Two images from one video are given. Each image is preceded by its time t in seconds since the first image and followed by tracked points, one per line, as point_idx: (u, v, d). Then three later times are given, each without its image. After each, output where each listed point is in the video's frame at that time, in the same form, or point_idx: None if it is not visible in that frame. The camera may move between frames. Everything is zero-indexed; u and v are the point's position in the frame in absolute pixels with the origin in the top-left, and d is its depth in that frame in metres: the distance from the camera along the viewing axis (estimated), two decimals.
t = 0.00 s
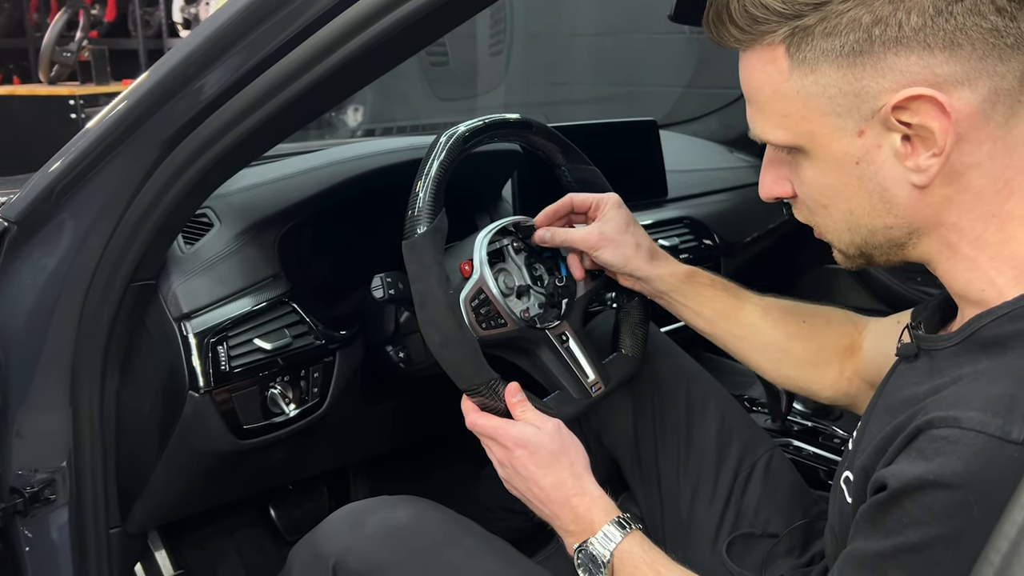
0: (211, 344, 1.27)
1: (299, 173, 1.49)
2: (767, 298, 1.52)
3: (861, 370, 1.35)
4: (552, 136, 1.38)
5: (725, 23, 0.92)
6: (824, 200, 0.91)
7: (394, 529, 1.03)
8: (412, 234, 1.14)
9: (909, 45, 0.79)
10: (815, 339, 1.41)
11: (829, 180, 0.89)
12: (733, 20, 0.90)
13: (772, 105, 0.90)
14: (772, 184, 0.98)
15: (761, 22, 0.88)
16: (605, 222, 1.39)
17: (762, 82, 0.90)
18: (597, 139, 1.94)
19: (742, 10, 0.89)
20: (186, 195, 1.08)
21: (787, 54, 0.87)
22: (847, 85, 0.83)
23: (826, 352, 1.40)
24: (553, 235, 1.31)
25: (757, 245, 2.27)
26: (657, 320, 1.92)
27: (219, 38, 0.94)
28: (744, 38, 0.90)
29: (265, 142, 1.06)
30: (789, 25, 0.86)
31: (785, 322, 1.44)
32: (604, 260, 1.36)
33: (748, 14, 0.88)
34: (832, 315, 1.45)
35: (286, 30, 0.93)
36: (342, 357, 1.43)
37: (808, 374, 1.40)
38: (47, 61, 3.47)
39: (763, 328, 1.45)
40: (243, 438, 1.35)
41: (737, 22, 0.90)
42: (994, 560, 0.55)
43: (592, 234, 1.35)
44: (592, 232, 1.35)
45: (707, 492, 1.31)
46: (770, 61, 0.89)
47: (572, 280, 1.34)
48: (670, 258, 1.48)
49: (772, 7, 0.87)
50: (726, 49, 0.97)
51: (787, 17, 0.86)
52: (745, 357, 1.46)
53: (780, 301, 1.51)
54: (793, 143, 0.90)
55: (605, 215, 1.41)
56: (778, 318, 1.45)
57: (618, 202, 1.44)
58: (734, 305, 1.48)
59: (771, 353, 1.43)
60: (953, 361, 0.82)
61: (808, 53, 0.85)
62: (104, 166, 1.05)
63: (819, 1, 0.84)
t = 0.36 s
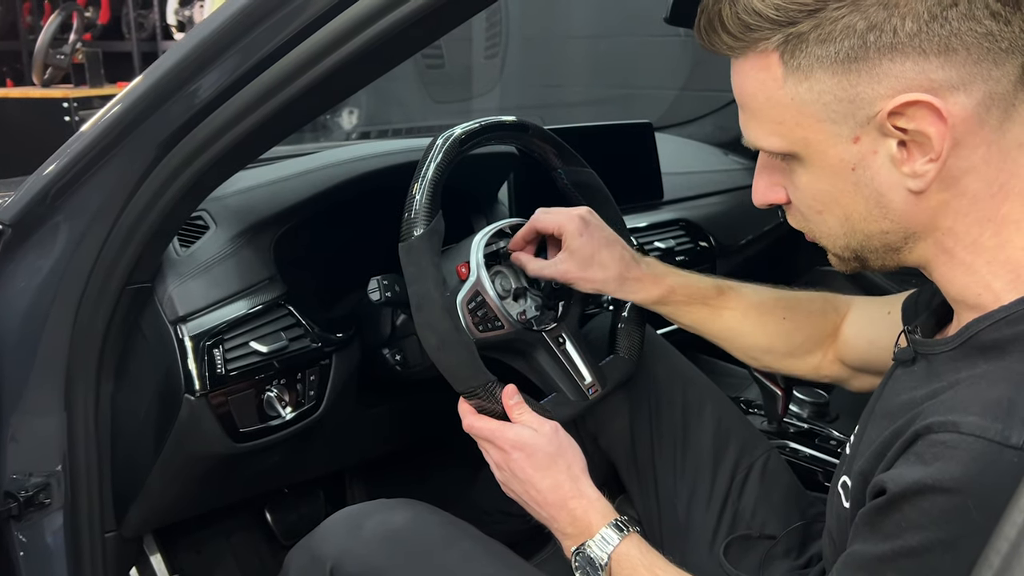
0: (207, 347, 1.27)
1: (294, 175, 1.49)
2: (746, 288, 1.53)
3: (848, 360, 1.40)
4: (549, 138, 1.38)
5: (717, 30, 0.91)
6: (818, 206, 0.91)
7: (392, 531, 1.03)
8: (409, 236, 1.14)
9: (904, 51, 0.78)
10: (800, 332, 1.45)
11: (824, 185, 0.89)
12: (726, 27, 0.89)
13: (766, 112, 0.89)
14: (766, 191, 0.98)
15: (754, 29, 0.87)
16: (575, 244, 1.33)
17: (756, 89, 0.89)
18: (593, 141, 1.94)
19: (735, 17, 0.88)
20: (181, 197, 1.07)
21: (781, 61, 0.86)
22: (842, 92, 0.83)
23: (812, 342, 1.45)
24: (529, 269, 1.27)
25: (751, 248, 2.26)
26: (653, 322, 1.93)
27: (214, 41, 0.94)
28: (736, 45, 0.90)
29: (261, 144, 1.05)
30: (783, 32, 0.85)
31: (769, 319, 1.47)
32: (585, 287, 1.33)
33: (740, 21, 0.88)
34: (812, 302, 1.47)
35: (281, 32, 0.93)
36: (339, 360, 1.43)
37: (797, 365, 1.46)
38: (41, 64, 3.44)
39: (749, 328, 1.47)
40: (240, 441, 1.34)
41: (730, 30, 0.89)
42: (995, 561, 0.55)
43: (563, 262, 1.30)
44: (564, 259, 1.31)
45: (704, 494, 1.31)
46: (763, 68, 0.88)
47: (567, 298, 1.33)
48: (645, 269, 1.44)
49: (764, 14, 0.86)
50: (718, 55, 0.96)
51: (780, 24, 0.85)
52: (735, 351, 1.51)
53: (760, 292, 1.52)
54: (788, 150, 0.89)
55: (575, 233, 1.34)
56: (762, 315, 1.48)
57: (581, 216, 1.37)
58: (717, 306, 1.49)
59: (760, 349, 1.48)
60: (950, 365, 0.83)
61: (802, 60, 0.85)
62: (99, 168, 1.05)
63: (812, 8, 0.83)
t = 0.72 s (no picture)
0: (205, 350, 1.26)
1: (292, 177, 1.49)
2: (730, 283, 1.53)
3: (835, 351, 1.44)
4: (547, 140, 1.38)
5: (709, 42, 0.90)
6: (812, 220, 0.91)
7: (391, 536, 1.03)
8: (408, 238, 1.14)
9: (903, 64, 0.78)
10: (787, 326, 1.47)
11: (820, 200, 0.88)
12: (719, 40, 0.88)
13: (759, 126, 0.89)
14: (757, 203, 0.98)
15: (748, 42, 0.86)
16: (558, 254, 1.30)
17: (749, 102, 0.88)
18: (590, 144, 1.94)
19: (729, 30, 0.88)
20: (178, 201, 1.07)
21: (776, 74, 0.86)
22: (839, 105, 0.82)
23: (798, 334, 1.48)
24: (513, 281, 1.25)
25: (748, 250, 2.26)
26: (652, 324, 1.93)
27: (210, 44, 0.94)
28: (728, 58, 0.89)
29: (259, 147, 1.05)
30: (778, 45, 0.85)
31: (756, 316, 1.48)
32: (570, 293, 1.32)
33: (734, 34, 0.87)
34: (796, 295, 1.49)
35: (279, 35, 0.92)
36: (337, 363, 1.42)
37: (784, 356, 1.49)
38: (34, 66, 3.44)
39: (736, 327, 1.49)
40: (237, 444, 1.34)
41: (723, 43, 0.88)
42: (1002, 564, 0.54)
43: (547, 274, 1.28)
44: (547, 270, 1.28)
45: (703, 496, 1.31)
46: (757, 81, 0.87)
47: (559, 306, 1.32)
48: (629, 272, 1.42)
49: (760, 27, 0.85)
50: (709, 68, 0.95)
51: (776, 37, 0.85)
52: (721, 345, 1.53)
53: (743, 287, 1.52)
54: (782, 162, 0.89)
55: (555, 243, 1.30)
56: (748, 312, 1.49)
57: (558, 224, 1.33)
58: (702, 305, 1.50)
59: (747, 345, 1.50)
60: (945, 364, 0.82)
61: (798, 73, 0.84)
62: (96, 171, 1.04)
63: (809, 21, 0.83)
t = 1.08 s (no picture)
0: (202, 353, 1.25)
1: (289, 178, 1.48)
2: (725, 279, 1.54)
3: (834, 342, 1.46)
4: (546, 140, 1.37)
5: (705, 51, 0.89)
6: (814, 227, 0.90)
7: (390, 540, 1.02)
8: (406, 239, 1.13)
9: (902, 68, 0.77)
10: (784, 319, 1.49)
11: (821, 206, 0.88)
12: (714, 47, 0.88)
13: (757, 133, 0.88)
14: (755, 211, 0.97)
15: (744, 50, 0.85)
16: (555, 264, 1.29)
17: (746, 110, 0.88)
18: (587, 145, 1.94)
19: (723, 37, 0.87)
20: (174, 202, 1.06)
21: (774, 81, 0.85)
22: (839, 110, 0.82)
23: (796, 327, 1.49)
24: (511, 283, 1.24)
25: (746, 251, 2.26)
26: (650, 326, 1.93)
27: (206, 45, 0.93)
28: (724, 66, 0.88)
29: (255, 148, 1.04)
30: (775, 52, 0.84)
31: (753, 310, 1.49)
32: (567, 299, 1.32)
33: (730, 42, 0.86)
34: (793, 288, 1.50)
35: (276, 35, 0.91)
36: (334, 365, 1.42)
37: (782, 348, 1.51)
38: (27, 67, 3.42)
39: (734, 322, 1.50)
40: (234, 448, 1.33)
41: (718, 50, 0.87)
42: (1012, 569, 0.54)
43: (544, 279, 1.29)
44: (543, 277, 1.28)
45: (703, 499, 1.30)
46: (754, 88, 0.87)
47: (559, 309, 1.31)
48: (626, 275, 1.41)
49: (755, 34, 0.84)
50: (704, 76, 0.94)
51: (772, 44, 0.84)
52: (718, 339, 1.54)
53: (739, 282, 1.53)
54: (780, 169, 0.88)
55: (550, 252, 1.29)
56: (745, 307, 1.50)
57: (552, 234, 1.31)
58: (699, 302, 1.51)
59: (745, 339, 1.50)
60: (948, 369, 0.82)
61: (796, 79, 0.83)
62: (91, 173, 1.03)
63: (805, 27, 0.82)
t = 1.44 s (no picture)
0: (199, 357, 1.24)
1: (286, 181, 1.47)
2: (727, 278, 1.56)
3: (835, 335, 1.50)
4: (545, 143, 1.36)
5: (703, 60, 0.88)
6: (816, 235, 0.90)
7: (389, 547, 1.01)
8: (405, 243, 1.12)
9: (903, 74, 0.77)
10: (787, 315, 1.51)
11: (822, 216, 0.87)
12: (712, 56, 0.86)
13: (757, 142, 0.87)
14: (756, 218, 0.96)
15: (743, 59, 0.84)
16: (558, 274, 1.28)
17: (746, 119, 0.87)
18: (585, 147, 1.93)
19: (722, 46, 0.86)
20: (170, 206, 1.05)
21: (773, 89, 0.84)
22: (840, 118, 0.81)
23: (799, 322, 1.53)
24: (511, 286, 1.23)
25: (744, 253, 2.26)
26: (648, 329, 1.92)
27: (203, 48, 0.92)
28: (723, 75, 0.87)
29: (253, 151, 1.03)
30: (774, 60, 0.83)
31: (757, 308, 1.51)
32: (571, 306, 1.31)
33: (728, 51, 0.85)
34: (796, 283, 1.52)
35: (272, 38, 0.90)
36: (331, 369, 1.40)
37: (785, 340, 1.55)
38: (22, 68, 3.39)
39: (738, 319, 1.51)
40: (231, 453, 1.31)
41: (716, 59, 0.86)
42: None
43: (547, 287, 1.28)
44: (546, 284, 1.27)
45: (704, 503, 1.30)
46: (753, 97, 0.86)
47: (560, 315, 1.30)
48: (629, 280, 1.41)
49: (754, 43, 0.83)
50: (701, 85, 0.93)
51: (771, 53, 0.83)
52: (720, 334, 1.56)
53: (742, 280, 1.54)
54: (782, 179, 0.87)
55: (553, 262, 1.28)
56: (749, 304, 1.52)
57: (554, 243, 1.30)
58: (703, 301, 1.52)
59: (748, 334, 1.53)
60: (952, 376, 0.81)
61: (797, 88, 0.82)
62: (87, 176, 1.02)
63: (805, 35, 0.81)
